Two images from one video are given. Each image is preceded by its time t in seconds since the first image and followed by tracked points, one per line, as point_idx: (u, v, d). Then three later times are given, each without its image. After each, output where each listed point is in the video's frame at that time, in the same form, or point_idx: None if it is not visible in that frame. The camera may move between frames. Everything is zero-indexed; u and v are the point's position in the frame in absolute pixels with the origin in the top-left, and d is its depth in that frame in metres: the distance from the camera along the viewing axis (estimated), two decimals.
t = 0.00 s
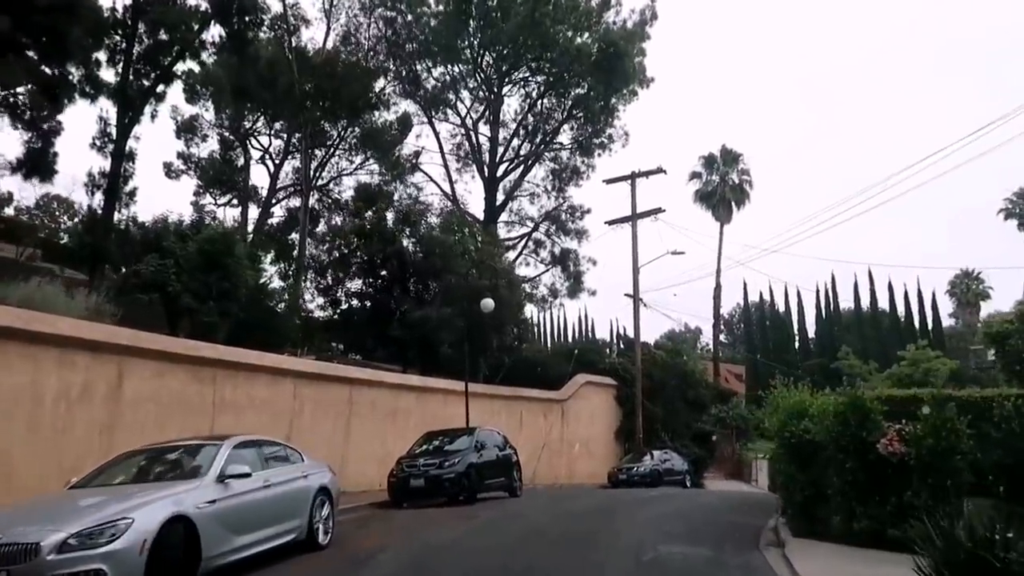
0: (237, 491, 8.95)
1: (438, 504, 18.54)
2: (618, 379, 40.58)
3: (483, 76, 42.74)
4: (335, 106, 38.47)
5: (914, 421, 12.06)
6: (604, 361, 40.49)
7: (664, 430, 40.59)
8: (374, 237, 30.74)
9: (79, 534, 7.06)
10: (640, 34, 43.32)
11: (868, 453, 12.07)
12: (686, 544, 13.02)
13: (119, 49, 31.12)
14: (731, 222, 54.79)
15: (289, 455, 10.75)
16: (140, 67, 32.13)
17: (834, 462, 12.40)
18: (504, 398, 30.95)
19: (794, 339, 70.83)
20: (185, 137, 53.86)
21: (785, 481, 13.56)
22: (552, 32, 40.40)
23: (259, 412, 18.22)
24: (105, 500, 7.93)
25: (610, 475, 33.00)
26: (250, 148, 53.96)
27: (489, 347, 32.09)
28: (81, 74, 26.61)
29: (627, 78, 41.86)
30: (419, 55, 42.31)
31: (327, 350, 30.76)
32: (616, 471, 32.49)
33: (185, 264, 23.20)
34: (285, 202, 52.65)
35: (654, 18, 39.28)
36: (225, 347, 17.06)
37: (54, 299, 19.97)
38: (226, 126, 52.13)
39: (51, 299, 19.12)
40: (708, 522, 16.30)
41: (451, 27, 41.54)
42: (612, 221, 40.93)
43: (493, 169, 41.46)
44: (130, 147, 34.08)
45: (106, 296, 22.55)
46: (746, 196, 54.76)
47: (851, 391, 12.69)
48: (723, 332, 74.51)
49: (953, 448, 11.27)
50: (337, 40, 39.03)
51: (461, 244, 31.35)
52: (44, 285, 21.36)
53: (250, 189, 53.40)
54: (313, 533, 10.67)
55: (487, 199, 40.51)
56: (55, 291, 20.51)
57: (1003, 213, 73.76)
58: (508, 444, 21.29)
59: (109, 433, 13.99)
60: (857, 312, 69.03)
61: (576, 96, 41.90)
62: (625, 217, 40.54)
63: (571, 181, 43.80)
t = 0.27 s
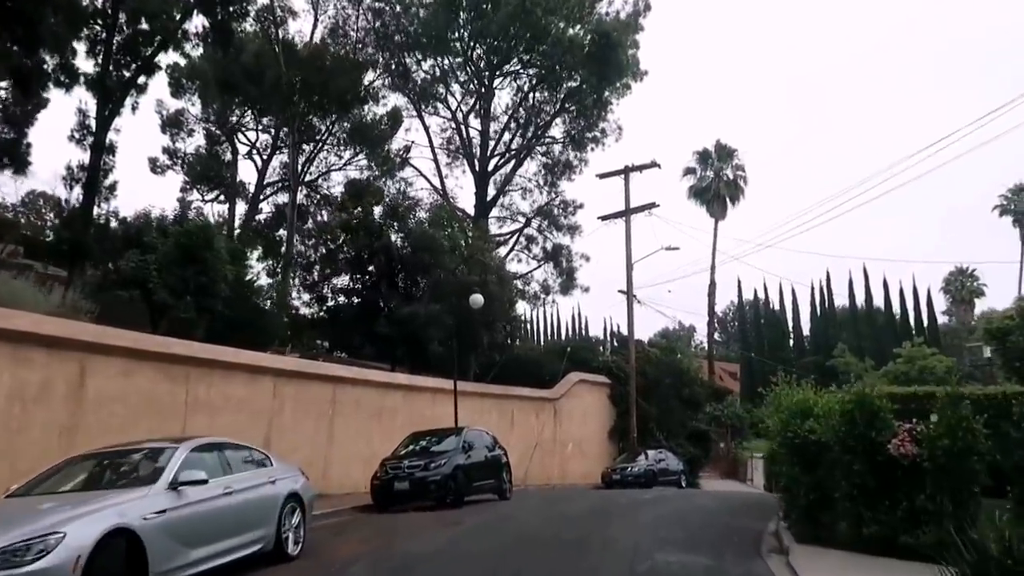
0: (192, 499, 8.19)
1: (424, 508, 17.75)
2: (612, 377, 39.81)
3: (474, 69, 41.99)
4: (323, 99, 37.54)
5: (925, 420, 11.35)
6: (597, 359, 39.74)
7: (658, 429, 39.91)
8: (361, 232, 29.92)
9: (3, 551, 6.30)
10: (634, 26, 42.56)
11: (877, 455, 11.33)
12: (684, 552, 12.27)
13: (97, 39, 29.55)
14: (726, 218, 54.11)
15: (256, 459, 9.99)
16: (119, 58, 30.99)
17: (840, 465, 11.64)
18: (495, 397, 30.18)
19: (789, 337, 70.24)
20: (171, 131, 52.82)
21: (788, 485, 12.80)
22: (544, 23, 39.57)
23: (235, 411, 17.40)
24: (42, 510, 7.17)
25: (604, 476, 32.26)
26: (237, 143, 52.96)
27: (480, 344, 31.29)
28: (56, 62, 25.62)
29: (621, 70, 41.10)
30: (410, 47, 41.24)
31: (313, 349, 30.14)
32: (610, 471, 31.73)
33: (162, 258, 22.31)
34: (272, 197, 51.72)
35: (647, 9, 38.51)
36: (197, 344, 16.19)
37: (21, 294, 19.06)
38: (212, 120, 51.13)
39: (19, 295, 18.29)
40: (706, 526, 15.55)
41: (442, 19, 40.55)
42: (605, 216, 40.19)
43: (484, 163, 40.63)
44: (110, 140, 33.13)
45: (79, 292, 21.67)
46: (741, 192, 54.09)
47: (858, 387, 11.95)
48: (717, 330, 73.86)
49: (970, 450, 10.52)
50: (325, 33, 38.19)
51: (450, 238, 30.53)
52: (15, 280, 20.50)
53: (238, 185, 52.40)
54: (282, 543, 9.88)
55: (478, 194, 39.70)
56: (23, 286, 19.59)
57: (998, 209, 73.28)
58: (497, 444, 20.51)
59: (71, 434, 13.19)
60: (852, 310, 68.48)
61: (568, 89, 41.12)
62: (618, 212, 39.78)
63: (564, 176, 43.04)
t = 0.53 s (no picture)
0: (142, 512, 7.47)
1: (412, 513, 16.93)
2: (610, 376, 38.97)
3: (469, 63, 41.23)
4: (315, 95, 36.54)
5: (945, 419, 10.55)
6: (595, 358, 38.94)
7: (657, 429, 39.21)
8: (351, 226, 29.10)
9: None
10: (632, 17, 41.75)
11: (893, 456, 10.53)
12: (686, 562, 11.47)
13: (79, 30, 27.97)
14: (725, 214, 53.33)
15: (223, 465, 9.24)
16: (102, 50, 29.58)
17: (853, 468, 10.83)
18: (490, 396, 29.36)
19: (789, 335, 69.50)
20: (161, 128, 51.89)
21: (798, 488, 11.96)
22: (540, 14, 38.71)
23: (214, 412, 16.60)
24: None
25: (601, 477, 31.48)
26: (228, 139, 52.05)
27: (474, 343, 30.45)
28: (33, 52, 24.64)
29: (618, 62, 40.30)
30: (404, 42, 40.33)
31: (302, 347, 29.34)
32: (608, 473, 30.94)
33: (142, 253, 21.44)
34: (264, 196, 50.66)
35: None
36: (174, 342, 15.40)
37: None
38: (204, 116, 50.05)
39: None
40: (708, 533, 14.71)
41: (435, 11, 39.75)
42: (603, 212, 39.39)
43: (479, 158, 39.79)
44: (94, 134, 32.26)
45: (56, 288, 20.85)
46: (740, 188, 53.33)
47: (872, 384, 11.13)
48: (716, 328, 73.14)
49: (995, 451, 9.71)
50: (318, 28, 37.22)
51: (444, 233, 29.69)
52: None
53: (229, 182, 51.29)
54: (250, 556, 9.10)
55: (473, 190, 38.89)
56: None
57: (1000, 206, 72.64)
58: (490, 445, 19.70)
59: (33, 435, 12.46)
60: (852, 308, 67.75)
61: (565, 82, 40.31)
62: (615, 208, 38.98)
63: (560, 171, 42.23)
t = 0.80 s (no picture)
0: (79, 522, 6.74)
1: (401, 515, 16.14)
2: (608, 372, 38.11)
3: (463, 53, 40.31)
4: (308, 86, 35.54)
5: (971, 416, 9.75)
6: (593, 354, 38.12)
7: (657, 426, 38.37)
8: (342, 218, 28.28)
9: None
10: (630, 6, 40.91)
11: (914, 457, 9.73)
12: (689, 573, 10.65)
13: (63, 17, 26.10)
14: (726, 208, 52.49)
15: (183, 467, 8.47)
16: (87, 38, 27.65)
17: (870, 468, 10.07)
18: (485, 393, 28.54)
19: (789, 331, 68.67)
20: (152, 121, 50.95)
21: (808, 491, 11.14)
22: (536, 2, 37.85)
23: (192, 410, 15.83)
24: None
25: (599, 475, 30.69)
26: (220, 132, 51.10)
27: (469, 338, 29.60)
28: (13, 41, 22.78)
29: (616, 52, 39.61)
30: (398, 31, 39.47)
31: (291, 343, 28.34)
32: (606, 471, 30.14)
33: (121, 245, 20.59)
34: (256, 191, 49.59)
35: None
36: (147, 336, 14.62)
37: None
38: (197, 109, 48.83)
39: None
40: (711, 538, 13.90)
41: None
42: (601, 205, 38.55)
43: (474, 149, 38.80)
44: (79, 124, 31.39)
45: (33, 282, 20.04)
46: (741, 181, 52.48)
47: (890, 378, 10.32)
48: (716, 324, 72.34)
49: None
50: (310, 18, 36.26)
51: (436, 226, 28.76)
52: None
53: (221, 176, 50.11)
54: (211, 567, 8.32)
55: (468, 182, 37.98)
56: None
57: (1003, 200, 71.84)
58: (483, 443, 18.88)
59: None
60: (854, 303, 66.94)
61: (562, 72, 39.39)
62: (614, 201, 38.14)
63: (558, 163, 41.32)
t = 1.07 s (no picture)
0: None
1: (385, 514, 15.33)
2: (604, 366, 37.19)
3: (457, 39, 39.45)
4: (298, 72, 34.65)
5: (998, 411, 8.93)
6: (588, 347, 37.31)
7: (654, 421, 37.54)
8: (329, 206, 27.05)
9: None
10: None
11: (936, 456, 8.90)
12: None
13: None
14: (724, 199, 51.65)
15: (129, 466, 7.64)
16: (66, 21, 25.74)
17: (884, 467, 9.31)
18: (476, 387, 27.71)
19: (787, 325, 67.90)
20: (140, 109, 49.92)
21: (819, 492, 10.32)
22: None
23: (163, 404, 15.01)
24: None
25: (594, 471, 29.88)
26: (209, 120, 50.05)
27: (461, 330, 28.68)
28: None
29: (613, 37, 38.63)
30: (392, 15, 38.08)
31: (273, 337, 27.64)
32: (601, 467, 29.34)
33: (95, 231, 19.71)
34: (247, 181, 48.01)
35: None
36: (114, 326, 13.79)
37: None
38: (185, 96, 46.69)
39: None
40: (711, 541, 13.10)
41: None
42: (597, 194, 37.75)
43: (467, 138, 37.94)
44: (59, 109, 30.42)
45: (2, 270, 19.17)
46: (739, 172, 51.61)
47: (909, 370, 9.49)
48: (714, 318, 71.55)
49: None
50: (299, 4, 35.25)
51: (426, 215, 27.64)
52: None
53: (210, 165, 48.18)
54: None
55: (461, 171, 37.14)
56: None
57: (1004, 193, 71.11)
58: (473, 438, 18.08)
59: None
60: (853, 297, 66.18)
61: (557, 58, 38.50)
62: (611, 190, 37.28)
63: (553, 151, 40.47)
